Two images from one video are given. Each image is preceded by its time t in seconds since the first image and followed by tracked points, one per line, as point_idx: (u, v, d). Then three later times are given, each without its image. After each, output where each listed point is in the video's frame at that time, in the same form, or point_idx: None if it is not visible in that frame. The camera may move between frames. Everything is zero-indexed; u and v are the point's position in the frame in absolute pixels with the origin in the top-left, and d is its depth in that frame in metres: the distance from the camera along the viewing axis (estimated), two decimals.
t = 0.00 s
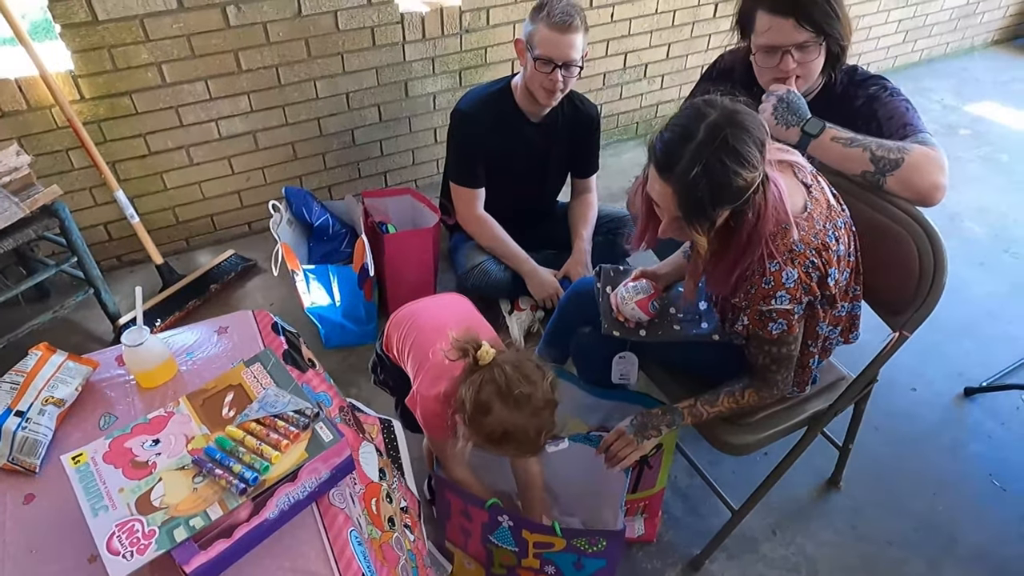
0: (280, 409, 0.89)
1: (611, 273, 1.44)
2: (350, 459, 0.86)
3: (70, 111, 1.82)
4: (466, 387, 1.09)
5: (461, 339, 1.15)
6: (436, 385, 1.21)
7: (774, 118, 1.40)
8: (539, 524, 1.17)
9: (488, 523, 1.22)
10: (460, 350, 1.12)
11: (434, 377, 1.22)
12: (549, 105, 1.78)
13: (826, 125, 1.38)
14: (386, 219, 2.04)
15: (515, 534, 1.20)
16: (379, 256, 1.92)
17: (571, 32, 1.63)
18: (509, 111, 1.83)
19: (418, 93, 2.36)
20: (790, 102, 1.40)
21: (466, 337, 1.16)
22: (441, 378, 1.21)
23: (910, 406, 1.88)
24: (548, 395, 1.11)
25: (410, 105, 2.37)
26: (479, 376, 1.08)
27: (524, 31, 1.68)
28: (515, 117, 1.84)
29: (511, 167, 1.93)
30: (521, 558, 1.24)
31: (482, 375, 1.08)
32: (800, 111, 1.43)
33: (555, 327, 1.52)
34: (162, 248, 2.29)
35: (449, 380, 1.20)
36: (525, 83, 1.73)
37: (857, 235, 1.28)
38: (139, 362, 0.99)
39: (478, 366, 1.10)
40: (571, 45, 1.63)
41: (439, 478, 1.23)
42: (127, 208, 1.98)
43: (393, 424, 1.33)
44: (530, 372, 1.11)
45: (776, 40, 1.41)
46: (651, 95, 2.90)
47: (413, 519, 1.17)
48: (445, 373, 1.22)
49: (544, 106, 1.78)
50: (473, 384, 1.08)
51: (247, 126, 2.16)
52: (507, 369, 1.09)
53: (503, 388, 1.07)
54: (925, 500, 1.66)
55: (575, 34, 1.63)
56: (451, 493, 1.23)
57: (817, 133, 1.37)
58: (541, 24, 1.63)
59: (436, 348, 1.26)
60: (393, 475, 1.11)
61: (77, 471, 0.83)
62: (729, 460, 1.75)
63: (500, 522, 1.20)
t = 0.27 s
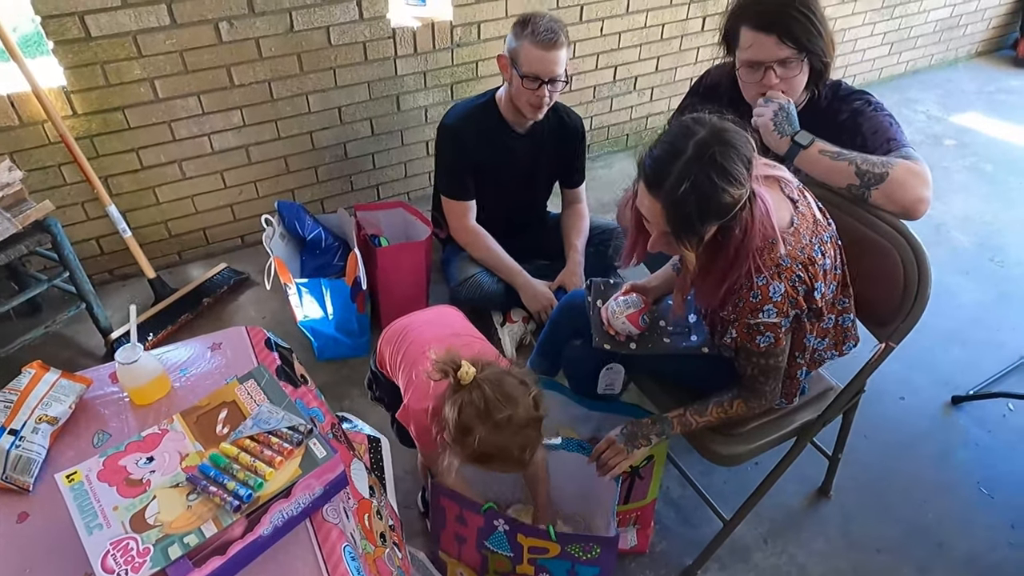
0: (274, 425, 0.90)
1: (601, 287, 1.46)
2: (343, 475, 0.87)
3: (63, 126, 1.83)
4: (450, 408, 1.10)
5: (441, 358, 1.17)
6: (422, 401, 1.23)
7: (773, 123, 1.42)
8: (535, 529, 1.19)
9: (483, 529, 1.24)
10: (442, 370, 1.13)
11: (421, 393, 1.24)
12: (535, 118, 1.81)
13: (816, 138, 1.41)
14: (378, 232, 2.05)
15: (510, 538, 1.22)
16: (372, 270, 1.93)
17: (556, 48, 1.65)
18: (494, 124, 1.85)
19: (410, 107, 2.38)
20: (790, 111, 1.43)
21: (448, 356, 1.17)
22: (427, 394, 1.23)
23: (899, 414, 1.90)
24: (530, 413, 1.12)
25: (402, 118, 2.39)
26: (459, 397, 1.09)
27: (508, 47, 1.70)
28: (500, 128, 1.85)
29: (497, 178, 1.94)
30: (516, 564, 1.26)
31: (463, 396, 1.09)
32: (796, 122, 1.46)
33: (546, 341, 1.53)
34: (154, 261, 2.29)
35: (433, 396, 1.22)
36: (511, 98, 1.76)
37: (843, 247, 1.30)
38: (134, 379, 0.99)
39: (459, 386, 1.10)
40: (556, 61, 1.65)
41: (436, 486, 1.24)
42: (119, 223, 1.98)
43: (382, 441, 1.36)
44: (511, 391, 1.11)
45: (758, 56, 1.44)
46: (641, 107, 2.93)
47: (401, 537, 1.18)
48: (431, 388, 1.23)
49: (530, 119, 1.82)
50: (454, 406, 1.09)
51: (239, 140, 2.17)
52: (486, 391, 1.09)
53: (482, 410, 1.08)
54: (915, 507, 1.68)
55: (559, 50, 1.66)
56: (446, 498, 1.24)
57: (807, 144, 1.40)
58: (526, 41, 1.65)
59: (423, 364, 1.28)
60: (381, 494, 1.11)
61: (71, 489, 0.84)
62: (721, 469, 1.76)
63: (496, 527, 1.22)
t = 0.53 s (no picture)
0: (270, 441, 0.90)
1: (595, 299, 1.47)
2: (339, 489, 0.87)
3: (55, 139, 1.82)
4: (451, 418, 1.10)
5: (439, 369, 1.17)
6: (422, 413, 1.23)
7: (763, 135, 1.45)
8: (532, 541, 1.20)
9: (479, 543, 1.24)
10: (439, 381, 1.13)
11: (419, 404, 1.24)
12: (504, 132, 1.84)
13: (806, 149, 1.43)
14: (372, 243, 2.05)
15: (507, 550, 1.22)
16: (366, 281, 1.93)
17: (519, 68, 1.68)
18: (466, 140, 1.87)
19: (404, 119, 2.39)
20: (781, 123, 1.45)
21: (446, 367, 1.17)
22: (425, 405, 1.23)
23: (890, 422, 1.91)
24: (531, 419, 1.12)
25: (395, 131, 2.40)
26: (459, 407, 1.10)
27: (470, 68, 1.71)
28: (469, 144, 1.87)
29: (479, 190, 1.97)
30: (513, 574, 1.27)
31: (462, 405, 1.09)
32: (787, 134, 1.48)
33: (541, 351, 1.53)
34: (146, 274, 2.28)
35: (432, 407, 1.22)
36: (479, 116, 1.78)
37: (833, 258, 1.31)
38: (129, 395, 0.99)
39: (458, 395, 1.11)
40: (519, 82, 1.68)
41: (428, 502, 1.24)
42: (112, 236, 1.97)
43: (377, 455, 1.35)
44: (510, 398, 1.11)
45: (751, 70, 1.46)
46: (633, 119, 2.95)
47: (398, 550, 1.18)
48: (428, 399, 1.23)
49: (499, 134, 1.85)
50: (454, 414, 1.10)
51: (232, 153, 2.17)
52: (486, 400, 1.09)
53: (484, 419, 1.08)
54: (907, 516, 1.69)
55: (522, 69, 1.68)
56: (440, 513, 1.24)
57: (797, 156, 1.42)
58: (488, 64, 1.67)
59: (419, 375, 1.28)
60: (379, 507, 1.12)
61: (66, 506, 0.85)
62: (715, 480, 1.77)
63: (491, 540, 1.22)
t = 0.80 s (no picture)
0: (267, 456, 0.91)
1: (590, 310, 1.47)
2: (337, 504, 0.87)
3: (49, 152, 1.82)
4: (451, 429, 1.10)
5: (437, 381, 1.16)
6: (425, 426, 1.20)
7: (756, 147, 1.45)
8: (530, 558, 1.19)
9: (475, 561, 1.24)
10: (438, 394, 1.13)
11: (421, 418, 1.22)
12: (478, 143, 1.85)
13: (798, 161, 1.44)
14: (367, 255, 2.05)
15: (504, 568, 1.22)
16: (361, 293, 1.93)
17: (488, 81, 1.69)
18: (442, 152, 1.88)
19: (398, 131, 2.40)
20: (774, 135, 1.45)
21: (444, 378, 1.16)
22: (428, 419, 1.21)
23: (885, 431, 1.92)
24: (531, 425, 1.12)
25: (389, 143, 2.41)
26: (460, 418, 1.09)
27: (439, 84, 1.73)
28: (445, 156, 1.89)
29: (462, 199, 1.97)
30: None
31: (462, 415, 1.09)
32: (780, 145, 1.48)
33: (537, 363, 1.54)
34: (139, 287, 2.27)
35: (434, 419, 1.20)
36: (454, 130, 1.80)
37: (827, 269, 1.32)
38: (124, 410, 0.99)
39: (457, 406, 1.10)
40: (489, 95, 1.70)
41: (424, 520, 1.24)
42: (105, 249, 1.97)
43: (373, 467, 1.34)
44: (510, 407, 1.11)
45: (744, 82, 1.47)
46: (626, 130, 2.97)
47: (398, 563, 1.18)
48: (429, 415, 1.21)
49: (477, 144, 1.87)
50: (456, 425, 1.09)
51: (227, 165, 2.17)
52: (485, 409, 1.09)
53: (485, 428, 1.08)
54: (904, 525, 1.69)
55: (492, 82, 1.70)
56: (435, 531, 1.24)
57: (790, 167, 1.43)
58: (458, 78, 1.69)
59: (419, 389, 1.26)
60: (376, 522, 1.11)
61: (62, 524, 0.86)
62: (711, 490, 1.77)
63: (488, 558, 1.21)
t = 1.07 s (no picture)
0: (261, 471, 0.92)
1: (586, 321, 1.47)
2: (332, 519, 0.88)
3: (42, 164, 1.81)
4: (459, 440, 1.09)
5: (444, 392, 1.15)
6: (430, 437, 1.19)
7: (736, 168, 1.48)
8: (528, 569, 1.17)
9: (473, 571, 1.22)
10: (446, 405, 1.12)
11: (424, 428, 1.21)
12: (473, 147, 1.84)
13: (787, 174, 1.44)
14: (361, 266, 2.05)
15: None
16: (356, 304, 1.93)
17: (481, 82, 1.70)
18: (437, 158, 1.88)
19: (393, 141, 2.40)
20: (752, 152, 1.47)
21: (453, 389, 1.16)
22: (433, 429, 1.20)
23: (880, 441, 1.92)
24: (541, 434, 1.12)
25: (384, 153, 2.41)
26: (469, 429, 1.08)
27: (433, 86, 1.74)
28: (440, 161, 1.89)
29: (455, 208, 1.98)
30: None
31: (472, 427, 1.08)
32: (766, 159, 1.49)
33: (535, 371, 1.52)
34: (132, 299, 2.25)
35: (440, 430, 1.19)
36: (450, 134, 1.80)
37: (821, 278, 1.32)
38: (116, 424, 0.99)
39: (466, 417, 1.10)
40: (483, 95, 1.70)
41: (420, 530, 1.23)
42: (97, 261, 1.95)
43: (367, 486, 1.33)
44: (518, 415, 1.11)
45: (738, 94, 1.48)
46: (619, 140, 2.98)
47: None
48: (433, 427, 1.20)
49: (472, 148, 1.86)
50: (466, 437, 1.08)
51: (221, 176, 2.16)
52: (496, 419, 1.09)
53: (496, 439, 1.07)
54: (901, 535, 1.69)
55: (486, 82, 1.71)
56: (432, 541, 1.23)
57: (778, 183, 1.44)
58: (450, 77, 1.70)
59: (422, 400, 1.25)
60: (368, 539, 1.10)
61: (51, 542, 0.85)
62: (708, 501, 1.76)
63: (486, 568, 1.20)
